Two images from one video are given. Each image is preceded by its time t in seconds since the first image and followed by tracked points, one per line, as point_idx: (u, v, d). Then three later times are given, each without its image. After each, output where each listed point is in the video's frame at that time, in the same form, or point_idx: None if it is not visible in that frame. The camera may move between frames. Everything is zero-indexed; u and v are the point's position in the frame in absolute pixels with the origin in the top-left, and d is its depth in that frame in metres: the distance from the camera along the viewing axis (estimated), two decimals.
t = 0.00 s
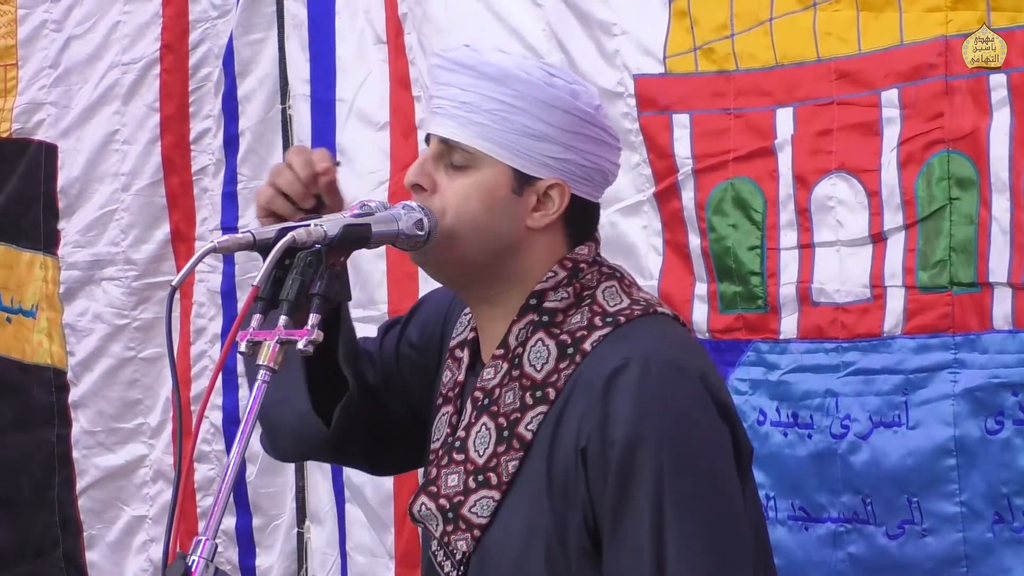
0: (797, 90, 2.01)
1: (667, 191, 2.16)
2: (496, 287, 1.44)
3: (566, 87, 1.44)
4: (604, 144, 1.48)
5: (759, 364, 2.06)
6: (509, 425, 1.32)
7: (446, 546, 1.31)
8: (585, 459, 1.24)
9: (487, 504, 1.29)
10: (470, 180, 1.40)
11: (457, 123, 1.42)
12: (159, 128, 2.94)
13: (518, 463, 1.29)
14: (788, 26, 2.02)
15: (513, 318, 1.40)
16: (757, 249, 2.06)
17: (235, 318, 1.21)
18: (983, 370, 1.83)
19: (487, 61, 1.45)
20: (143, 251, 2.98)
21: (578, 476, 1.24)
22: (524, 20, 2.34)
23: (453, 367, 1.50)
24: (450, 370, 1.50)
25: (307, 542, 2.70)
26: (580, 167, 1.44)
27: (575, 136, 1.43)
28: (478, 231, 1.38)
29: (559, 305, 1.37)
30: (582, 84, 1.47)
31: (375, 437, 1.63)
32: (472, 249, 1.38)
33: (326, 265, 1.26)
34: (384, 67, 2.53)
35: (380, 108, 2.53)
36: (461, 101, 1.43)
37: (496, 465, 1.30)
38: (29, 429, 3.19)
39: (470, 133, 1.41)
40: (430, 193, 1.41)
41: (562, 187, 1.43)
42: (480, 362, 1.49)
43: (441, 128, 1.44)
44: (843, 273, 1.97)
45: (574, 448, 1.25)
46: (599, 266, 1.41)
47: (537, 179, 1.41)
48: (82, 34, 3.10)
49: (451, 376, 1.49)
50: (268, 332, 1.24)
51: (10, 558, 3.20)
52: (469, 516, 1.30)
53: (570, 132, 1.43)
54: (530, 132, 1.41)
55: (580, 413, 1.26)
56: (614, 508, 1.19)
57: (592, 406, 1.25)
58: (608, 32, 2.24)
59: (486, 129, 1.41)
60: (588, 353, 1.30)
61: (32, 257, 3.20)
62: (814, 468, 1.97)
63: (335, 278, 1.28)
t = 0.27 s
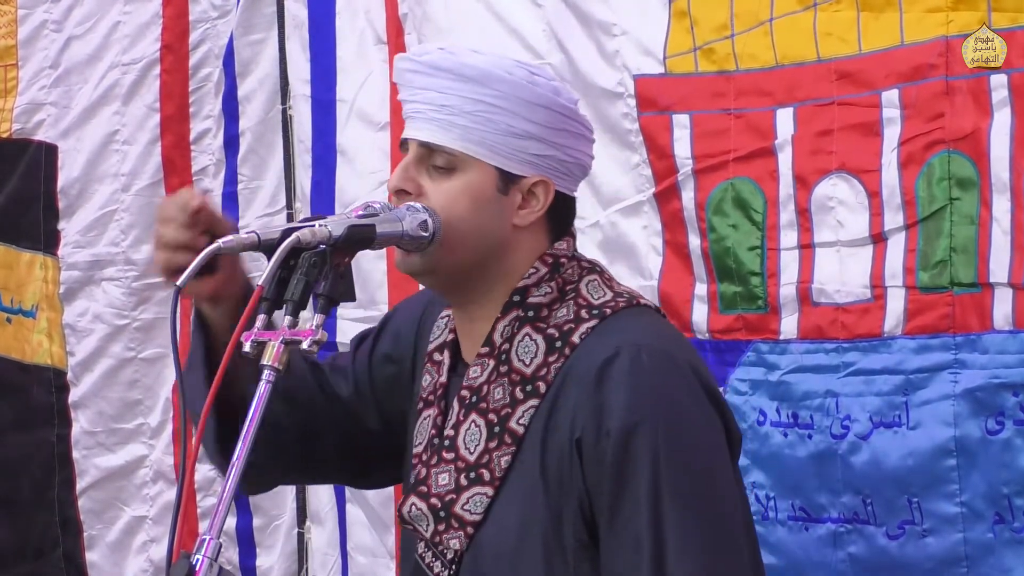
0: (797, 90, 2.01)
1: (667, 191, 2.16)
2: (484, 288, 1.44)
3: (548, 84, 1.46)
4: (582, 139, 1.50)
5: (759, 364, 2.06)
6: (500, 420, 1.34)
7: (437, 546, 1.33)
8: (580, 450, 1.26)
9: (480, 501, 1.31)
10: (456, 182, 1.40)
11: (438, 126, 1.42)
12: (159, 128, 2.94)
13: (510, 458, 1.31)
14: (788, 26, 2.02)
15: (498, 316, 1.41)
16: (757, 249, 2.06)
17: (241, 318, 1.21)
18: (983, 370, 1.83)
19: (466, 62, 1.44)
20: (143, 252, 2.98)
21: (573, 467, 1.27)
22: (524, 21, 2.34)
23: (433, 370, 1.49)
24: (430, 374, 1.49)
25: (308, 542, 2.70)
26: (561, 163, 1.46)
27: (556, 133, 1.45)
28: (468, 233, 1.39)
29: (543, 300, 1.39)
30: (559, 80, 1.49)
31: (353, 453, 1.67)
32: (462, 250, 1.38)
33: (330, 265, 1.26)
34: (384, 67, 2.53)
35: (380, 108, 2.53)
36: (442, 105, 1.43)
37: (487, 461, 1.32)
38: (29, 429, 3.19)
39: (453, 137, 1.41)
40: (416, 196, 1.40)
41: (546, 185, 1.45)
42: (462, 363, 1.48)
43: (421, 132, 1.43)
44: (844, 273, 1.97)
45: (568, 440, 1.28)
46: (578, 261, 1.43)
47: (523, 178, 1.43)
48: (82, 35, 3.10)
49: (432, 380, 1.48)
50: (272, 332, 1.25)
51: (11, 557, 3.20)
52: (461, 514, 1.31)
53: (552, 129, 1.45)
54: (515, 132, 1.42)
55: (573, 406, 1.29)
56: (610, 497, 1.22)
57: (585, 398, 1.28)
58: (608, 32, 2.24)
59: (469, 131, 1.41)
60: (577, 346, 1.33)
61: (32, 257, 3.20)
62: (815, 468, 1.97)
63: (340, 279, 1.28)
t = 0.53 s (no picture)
0: (798, 90, 2.01)
1: (667, 191, 2.15)
2: (481, 284, 1.44)
3: (545, 80, 1.48)
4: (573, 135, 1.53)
5: (759, 365, 2.06)
6: (503, 412, 1.33)
7: (436, 541, 1.32)
8: (589, 438, 1.28)
9: (483, 494, 1.30)
10: (458, 178, 1.40)
11: (439, 122, 1.42)
12: (160, 128, 2.94)
13: (515, 448, 1.31)
14: (788, 26, 2.02)
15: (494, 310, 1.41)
16: (757, 249, 2.06)
17: (237, 318, 1.20)
18: (984, 371, 1.83)
19: (466, 59, 1.44)
20: (143, 252, 2.98)
21: (582, 455, 1.28)
22: (524, 21, 2.34)
23: (418, 372, 1.48)
24: (415, 375, 1.48)
25: (308, 543, 2.70)
26: (556, 157, 1.49)
27: (553, 128, 1.47)
28: (472, 229, 1.38)
29: (540, 293, 1.39)
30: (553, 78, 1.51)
31: (333, 483, 1.64)
32: (466, 245, 1.38)
33: (326, 265, 1.25)
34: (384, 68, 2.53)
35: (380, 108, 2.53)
36: (443, 101, 1.42)
37: (491, 453, 1.32)
38: (29, 430, 3.19)
39: (455, 133, 1.41)
40: (417, 193, 1.39)
41: (544, 179, 1.47)
42: (451, 363, 1.46)
43: (420, 128, 1.42)
44: (844, 274, 1.97)
45: (575, 428, 1.29)
46: (568, 255, 1.44)
47: (521, 173, 1.44)
48: (82, 35, 3.10)
49: (418, 381, 1.47)
50: (268, 332, 1.25)
51: (11, 557, 3.20)
52: (464, 508, 1.31)
53: (550, 123, 1.47)
54: (517, 127, 1.43)
55: (579, 393, 1.30)
56: (623, 486, 1.24)
57: (593, 386, 1.29)
58: (608, 32, 2.23)
59: (472, 128, 1.41)
60: (579, 336, 1.34)
61: (32, 258, 3.20)
62: (815, 469, 1.97)
63: (336, 278, 1.27)
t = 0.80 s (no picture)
0: (797, 90, 2.01)
1: (667, 191, 2.15)
2: (502, 278, 1.44)
3: (564, 73, 1.48)
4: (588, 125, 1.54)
5: (759, 365, 2.06)
6: (525, 398, 1.34)
7: (451, 525, 1.33)
8: (615, 421, 1.28)
9: (503, 478, 1.31)
10: (483, 171, 1.40)
11: (463, 117, 1.41)
12: (160, 129, 2.94)
13: (537, 434, 1.32)
14: (788, 26, 2.02)
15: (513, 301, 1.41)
16: (757, 249, 2.06)
17: (242, 318, 1.21)
18: (984, 371, 1.83)
19: (485, 52, 1.43)
20: (143, 252, 2.98)
21: (607, 438, 1.28)
22: (524, 21, 2.34)
23: (423, 368, 1.49)
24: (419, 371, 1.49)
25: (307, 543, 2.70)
26: (573, 148, 1.49)
27: (571, 118, 1.48)
28: (498, 222, 1.39)
29: (559, 284, 1.40)
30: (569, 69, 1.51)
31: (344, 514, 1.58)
32: (492, 238, 1.39)
33: (331, 265, 1.25)
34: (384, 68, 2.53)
35: (380, 109, 2.53)
36: (465, 96, 1.41)
37: (512, 438, 1.33)
38: (30, 430, 3.20)
39: (479, 127, 1.41)
40: (445, 187, 1.39)
41: (563, 171, 1.48)
42: (462, 355, 1.47)
43: (442, 124, 1.41)
44: (844, 274, 1.97)
45: (601, 413, 1.29)
46: (583, 252, 1.46)
47: (542, 165, 1.45)
48: (82, 35, 3.10)
49: (423, 377, 1.48)
50: (273, 332, 1.25)
51: (11, 557, 3.20)
52: (482, 491, 1.31)
53: (568, 114, 1.47)
54: (540, 120, 1.43)
55: (605, 378, 1.31)
56: (649, 468, 1.24)
57: (621, 370, 1.30)
58: (608, 32, 2.23)
59: (496, 122, 1.41)
60: (602, 326, 1.35)
61: (32, 258, 3.21)
62: (815, 469, 1.97)
63: (341, 279, 1.27)
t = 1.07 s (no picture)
0: (797, 90, 2.01)
1: (667, 191, 2.16)
2: (516, 268, 1.44)
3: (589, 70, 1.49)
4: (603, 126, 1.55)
5: (760, 365, 2.06)
6: (535, 388, 1.33)
7: (455, 516, 1.32)
8: (625, 412, 1.28)
9: (510, 468, 1.30)
10: (508, 157, 1.40)
11: (490, 103, 1.41)
12: (159, 129, 2.94)
13: (545, 425, 1.31)
14: (788, 26, 2.02)
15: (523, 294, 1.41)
16: (757, 249, 2.06)
17: (240, 318, 1.20)
18: (984, 370, 1.83)
19: (518, 41, 1.44)
20: (143, 252, 2.98)
21: (616, 428, 1.28)
22: (524, 21, 2.35)
23: (423, 361, 1.50)
24: (419, 364, 1.50)
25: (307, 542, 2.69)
26: (592, 148, 1.50)
27: (592, 116, 1.49)
28: (519, 209, 1.39)
29: (571, 279, 1.40)
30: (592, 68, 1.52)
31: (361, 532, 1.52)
32: (512, 225, 1.38)
33: (329, 265, 1.26)
34: (384, 68, 2.53)
35: (380, 108, 2.53)
36: (495, 82, 1.42)
37: (520, 429, 1.32)
38: (29, 430, 3.20)
39: (505, 114, 1.40)
40: (468, 172, 1.39)
41: (580, 168, 1.48)
42: (468, 347, 1.46)
43: (470, 108, 1.41)
44: (844, 274, 1.97)
45: (610, 405, 1.29)
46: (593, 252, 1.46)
47: (563, 159, 1.44)
48: (82, 35, 3.10)
49: (424, 369, 1.48)
50: (270, 332, 1.25)
51: (11, 557, 3.20)
52: (489, 481, 1.31)
53: (591, 111, 1.48)
54: (565, 113, 1.44)
55: (616, 371, 1.31)
56: (657, 461, 1.24)
57: (633, 361, 1.30)
58: (608, 32, 2.24)
59: (523, 110, 1.41)
60: (613, 320, 1.35)
61: (32, 258, 3.21)
62: (815, 469, 1.97)
63: (340, 279, 1.28)
